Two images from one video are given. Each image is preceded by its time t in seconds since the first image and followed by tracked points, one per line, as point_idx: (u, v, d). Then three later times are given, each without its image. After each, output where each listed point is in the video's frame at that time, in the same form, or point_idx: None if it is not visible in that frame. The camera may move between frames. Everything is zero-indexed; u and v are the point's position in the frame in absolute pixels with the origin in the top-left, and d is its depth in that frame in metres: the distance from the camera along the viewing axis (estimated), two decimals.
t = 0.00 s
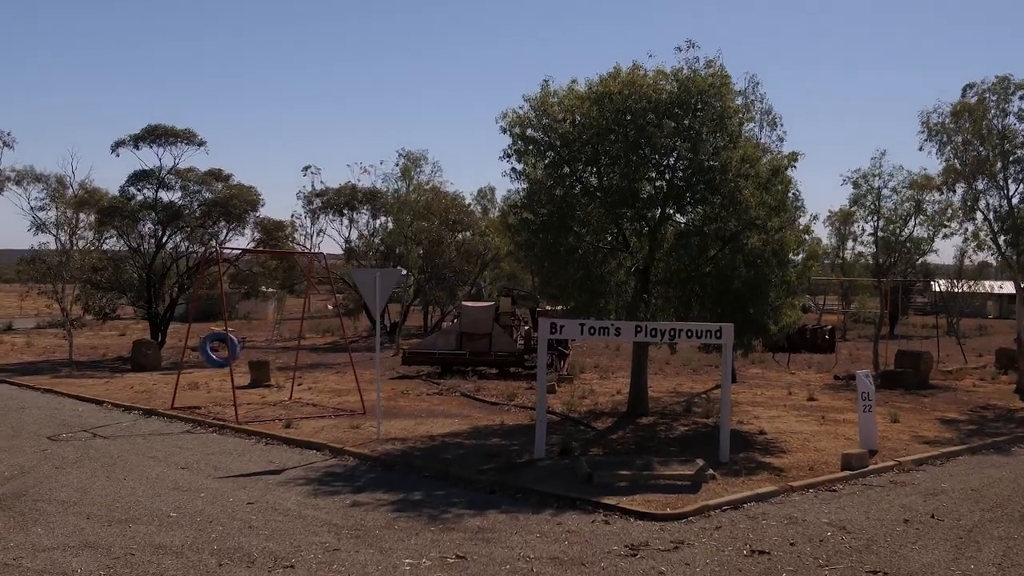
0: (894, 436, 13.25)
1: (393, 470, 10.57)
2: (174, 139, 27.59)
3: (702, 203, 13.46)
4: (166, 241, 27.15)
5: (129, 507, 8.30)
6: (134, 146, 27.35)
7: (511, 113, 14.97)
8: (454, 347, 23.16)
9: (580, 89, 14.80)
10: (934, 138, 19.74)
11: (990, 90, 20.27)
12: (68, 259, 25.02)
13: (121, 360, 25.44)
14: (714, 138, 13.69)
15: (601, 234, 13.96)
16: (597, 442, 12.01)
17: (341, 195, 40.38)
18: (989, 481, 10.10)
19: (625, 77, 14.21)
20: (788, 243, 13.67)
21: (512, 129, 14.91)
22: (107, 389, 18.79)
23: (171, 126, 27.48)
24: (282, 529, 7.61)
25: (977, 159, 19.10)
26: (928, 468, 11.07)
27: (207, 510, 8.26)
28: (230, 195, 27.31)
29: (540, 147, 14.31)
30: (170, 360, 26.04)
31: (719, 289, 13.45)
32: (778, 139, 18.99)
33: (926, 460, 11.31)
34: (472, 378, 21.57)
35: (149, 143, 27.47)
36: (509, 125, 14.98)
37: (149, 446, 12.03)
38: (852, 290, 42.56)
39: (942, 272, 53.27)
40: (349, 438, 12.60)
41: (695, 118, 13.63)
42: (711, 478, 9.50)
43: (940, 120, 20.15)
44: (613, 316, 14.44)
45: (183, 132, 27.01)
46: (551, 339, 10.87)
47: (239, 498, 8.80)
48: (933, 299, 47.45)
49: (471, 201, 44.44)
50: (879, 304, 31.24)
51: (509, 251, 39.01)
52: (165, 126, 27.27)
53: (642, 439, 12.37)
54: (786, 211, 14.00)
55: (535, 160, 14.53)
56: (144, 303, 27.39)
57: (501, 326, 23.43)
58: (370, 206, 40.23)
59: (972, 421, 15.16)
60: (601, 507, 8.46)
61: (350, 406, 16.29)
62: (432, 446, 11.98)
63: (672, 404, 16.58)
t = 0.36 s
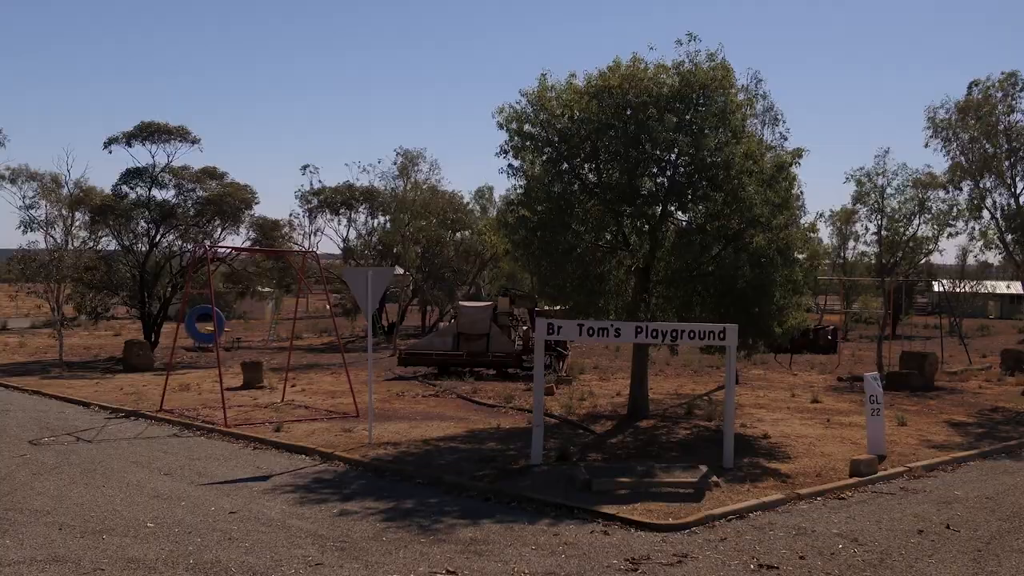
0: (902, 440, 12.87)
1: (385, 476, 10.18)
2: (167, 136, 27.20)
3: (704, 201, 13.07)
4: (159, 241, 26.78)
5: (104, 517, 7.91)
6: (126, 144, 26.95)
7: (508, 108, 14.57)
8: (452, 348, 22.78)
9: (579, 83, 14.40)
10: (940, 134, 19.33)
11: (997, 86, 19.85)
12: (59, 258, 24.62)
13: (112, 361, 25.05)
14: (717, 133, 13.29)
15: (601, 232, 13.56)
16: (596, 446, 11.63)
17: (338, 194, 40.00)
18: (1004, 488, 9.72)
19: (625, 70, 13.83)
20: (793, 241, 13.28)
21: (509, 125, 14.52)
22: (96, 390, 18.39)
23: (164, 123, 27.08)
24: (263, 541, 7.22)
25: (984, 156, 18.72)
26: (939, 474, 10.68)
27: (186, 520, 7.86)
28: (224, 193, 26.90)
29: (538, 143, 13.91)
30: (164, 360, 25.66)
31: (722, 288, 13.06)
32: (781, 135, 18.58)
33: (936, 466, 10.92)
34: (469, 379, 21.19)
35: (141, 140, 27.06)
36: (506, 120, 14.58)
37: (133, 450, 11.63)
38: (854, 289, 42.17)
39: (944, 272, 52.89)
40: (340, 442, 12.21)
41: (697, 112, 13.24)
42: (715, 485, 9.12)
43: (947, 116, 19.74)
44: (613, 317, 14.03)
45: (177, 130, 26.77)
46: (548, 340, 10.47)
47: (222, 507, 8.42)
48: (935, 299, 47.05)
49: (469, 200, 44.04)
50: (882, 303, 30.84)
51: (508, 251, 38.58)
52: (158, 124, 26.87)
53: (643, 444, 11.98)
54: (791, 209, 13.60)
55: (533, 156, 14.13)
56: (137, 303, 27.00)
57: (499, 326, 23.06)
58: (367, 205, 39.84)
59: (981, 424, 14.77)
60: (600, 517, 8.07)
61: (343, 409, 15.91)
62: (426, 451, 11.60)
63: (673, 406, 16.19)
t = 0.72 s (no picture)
0: (913, 443, 12.48)
1: (378, 481, 9.79)
2: (161, 132, 26.79)
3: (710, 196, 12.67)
4: (153, 239, 26.38)
5: (81, 526, 7.51)
6: (119, 140, 26.55)
7: (507, 101, 14.16)
8: (450, 348, 22.37)
9: (581, 75, 13.99)
10: (949, 129, 18.91)
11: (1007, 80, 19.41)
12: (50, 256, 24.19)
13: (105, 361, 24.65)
14: (723, 126, 12.87)
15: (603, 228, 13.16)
16: (598, 450, 11.23)
17: (336, 192, 39.60)
18: None
19: (627, 62, 13.42)
20: (802, 238, 12.87)
21: (508, 118, 14.11)
22: (85, 391, 17.99)
23: (159, 119, 26.66)
24: (248, 552, 6.82)
25: (994, 151, 18.29)
26: (955, 479, 10.29)
27: (166, 529, 7.45)
28: (219, 190, 26.48)
29: (539, 137, 13.51)
30: (157, 360, 25.25)
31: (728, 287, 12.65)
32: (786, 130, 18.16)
33: (951, 471, 10.52)
34: (467, 380, 20.80)
35: (135, 137, 26.65)
36: (505, 113, 14.17)
37: (119, 453, 11.24)
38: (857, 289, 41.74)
39: (947, 271, 52.48)
40: (333, 444, 11.82)
41: (702, 105, 12.83)
42: (723, 492, 8.73)
43: (955, 111, 19.30)
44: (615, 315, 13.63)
45: (172, 126, 26.64)
46: (548, 339, 10.07)
47: (206, 514, 8.03)
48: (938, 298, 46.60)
49: (468, 198, 43.67)
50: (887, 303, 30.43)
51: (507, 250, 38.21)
52: (152, 119, 26.46)
53: (646, 447, 11.59)
54: (798, 205, 13.19)
55: (534, 150, 13.73)
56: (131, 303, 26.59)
57: (498, 325, 22.69)
58: (365, 203, 39.43)
59: (993, 426, 14.37)
60: (603, 526, 7.68)
61: (338, 410, 15.50)
62: (422, 454, 11.20)
63: (676, 408, 15.79)
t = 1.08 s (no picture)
0: (928, 448, 12.08)
1: (374, 489, 9.38)
2: (156, 129, 26.36)
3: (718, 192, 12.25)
4: (148, 239, 25.96)
5: (58, 539, 7.09)
6: (113, 137, 26.13)
7: (508, 96, 13.78)
8: (450, 348, 21.95)
9: (584, 69, 13.59)
10: (960, 126, 18.48)
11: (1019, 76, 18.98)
12: (43, 254, 23.81)
13: (98, 362, 24.23)
14: (731, 121, 12.47)
15: (606, 227, 12.77)
16: (602, 456, 10.82)
17: (334, 191, 39.21)
18: None
19: (631, 54, 13.03)
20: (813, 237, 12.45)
21: (509, 113, 13.72)
22: (76, 393, 17.57)
23: (154, 116, 26.24)
24: (234, 569, 6.40)
25: (1006, 148, 17.88)
26: (974, 487, 9.88)
27: (149, 543, 7.04)
28: (215, 188, 26.08)
29: (540, 132, 13.13)
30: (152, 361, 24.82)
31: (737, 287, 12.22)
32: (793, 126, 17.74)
33: (971, 478, 10.11)
34: (467, 382, 20.39)
35: (129, 134, 26.23)
36: (506, 107, 13.77)
37: (105, 459, 10.82)
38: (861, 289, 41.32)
39: (950, 271, 52.07)
40: (328, 450, 11.41)
41: (710, 98, 12.43)
42: (735, 501, 8.33)
43: (966, 107, 18.89)
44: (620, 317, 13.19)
45: (167, 123, 26.21)
46: (551, 341, 9.64)
47: (193, 527, 7.61)
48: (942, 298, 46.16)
49: (468, 197, 43.28)
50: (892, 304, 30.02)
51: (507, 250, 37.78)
52: (147, 116, 26.05)
53: (652, 453, 11.18)
54: (808, 202, 12.78)
55: (535, 146, 13.34)
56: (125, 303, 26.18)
57: (498, 326, 22.29)
58: (364, 202, 39.02)
59: (1008, 430, 13.96)
60: (611, 539, 7.28)
61: (334, 413, 15.08)
62: (420, 460, 10.79)
63: (680, 411, 15.38)
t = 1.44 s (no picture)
0: (945, 457, 11.67)
1: (371, 502, 8.97)
2: (152, 128, 25.94)
3: (727, 191, 11.84)
4: (143, 238, 25.55)
5: (33, 560, 6.68)
6: (108, 135, 25.69)
7: (509, 92, 13.37)
8: (450, 351, 21.53)
9: (588, 64, 13.18)
10: (972, 123, 18.10)
11: None
12: (36, 255, 23.44)
13: (92, 365, 23.83)
14: (741, 118, 12.08)
15: (611, 227, 12.31)
16: (608, 466, 10.41)
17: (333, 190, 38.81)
18: None
19: (637, 48, 12.64)
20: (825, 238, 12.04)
21: (511, 109, 13.30)
22: (67, 397, 17.17)
23: (150, 114, 25.83)
24: None
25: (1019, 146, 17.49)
26: (997, 499, 9.47)
27: (130, 564, 6.63)
28: (211, 187, 25.67)
29: (543, 129, 12.72)
30: (147, 363, 24.41)
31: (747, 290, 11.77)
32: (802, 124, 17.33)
33: (992, 489, 9.70)
34: (467, 385, 20.00)
35: (125, 133, 25.80)
36: (507, 104, 13.35)
37: (91, 468, 10.39)
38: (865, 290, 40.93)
39: (955, 272, 51.70)
40: (324, 459, 10.99)
41: (719, 94, 12.04)
42: (750, 516, 7.93)
43: (977, 104, 18.49)
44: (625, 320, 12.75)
45: (163, 121, 25.83)
46: (556, 348, 9.18)
47: (178, 545, 7.20)
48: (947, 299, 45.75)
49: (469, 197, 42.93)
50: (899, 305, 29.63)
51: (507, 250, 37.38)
52: (143, 114, 25.63)
53: (660, 462, 10.78)
54: (819, 201, 12.38)
55: (537, 143, 12.92)
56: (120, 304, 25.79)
57: (499, 328, 21.88)
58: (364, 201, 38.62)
59: None
60: (620, 559, 6.87)
61: (331, 419, 14.66)
62: (419, 469, 10.37)
63: (687, 417, 14.96)
